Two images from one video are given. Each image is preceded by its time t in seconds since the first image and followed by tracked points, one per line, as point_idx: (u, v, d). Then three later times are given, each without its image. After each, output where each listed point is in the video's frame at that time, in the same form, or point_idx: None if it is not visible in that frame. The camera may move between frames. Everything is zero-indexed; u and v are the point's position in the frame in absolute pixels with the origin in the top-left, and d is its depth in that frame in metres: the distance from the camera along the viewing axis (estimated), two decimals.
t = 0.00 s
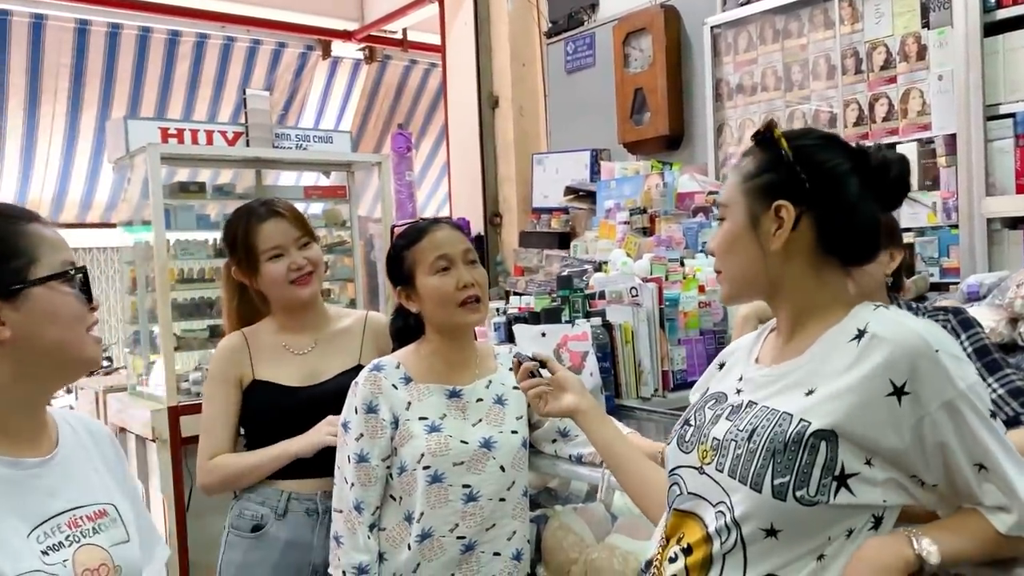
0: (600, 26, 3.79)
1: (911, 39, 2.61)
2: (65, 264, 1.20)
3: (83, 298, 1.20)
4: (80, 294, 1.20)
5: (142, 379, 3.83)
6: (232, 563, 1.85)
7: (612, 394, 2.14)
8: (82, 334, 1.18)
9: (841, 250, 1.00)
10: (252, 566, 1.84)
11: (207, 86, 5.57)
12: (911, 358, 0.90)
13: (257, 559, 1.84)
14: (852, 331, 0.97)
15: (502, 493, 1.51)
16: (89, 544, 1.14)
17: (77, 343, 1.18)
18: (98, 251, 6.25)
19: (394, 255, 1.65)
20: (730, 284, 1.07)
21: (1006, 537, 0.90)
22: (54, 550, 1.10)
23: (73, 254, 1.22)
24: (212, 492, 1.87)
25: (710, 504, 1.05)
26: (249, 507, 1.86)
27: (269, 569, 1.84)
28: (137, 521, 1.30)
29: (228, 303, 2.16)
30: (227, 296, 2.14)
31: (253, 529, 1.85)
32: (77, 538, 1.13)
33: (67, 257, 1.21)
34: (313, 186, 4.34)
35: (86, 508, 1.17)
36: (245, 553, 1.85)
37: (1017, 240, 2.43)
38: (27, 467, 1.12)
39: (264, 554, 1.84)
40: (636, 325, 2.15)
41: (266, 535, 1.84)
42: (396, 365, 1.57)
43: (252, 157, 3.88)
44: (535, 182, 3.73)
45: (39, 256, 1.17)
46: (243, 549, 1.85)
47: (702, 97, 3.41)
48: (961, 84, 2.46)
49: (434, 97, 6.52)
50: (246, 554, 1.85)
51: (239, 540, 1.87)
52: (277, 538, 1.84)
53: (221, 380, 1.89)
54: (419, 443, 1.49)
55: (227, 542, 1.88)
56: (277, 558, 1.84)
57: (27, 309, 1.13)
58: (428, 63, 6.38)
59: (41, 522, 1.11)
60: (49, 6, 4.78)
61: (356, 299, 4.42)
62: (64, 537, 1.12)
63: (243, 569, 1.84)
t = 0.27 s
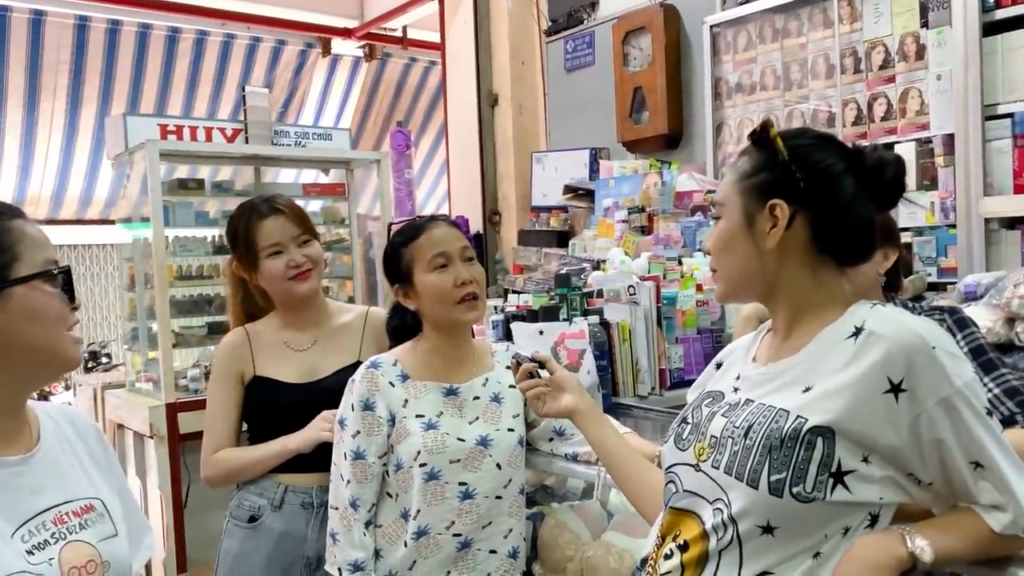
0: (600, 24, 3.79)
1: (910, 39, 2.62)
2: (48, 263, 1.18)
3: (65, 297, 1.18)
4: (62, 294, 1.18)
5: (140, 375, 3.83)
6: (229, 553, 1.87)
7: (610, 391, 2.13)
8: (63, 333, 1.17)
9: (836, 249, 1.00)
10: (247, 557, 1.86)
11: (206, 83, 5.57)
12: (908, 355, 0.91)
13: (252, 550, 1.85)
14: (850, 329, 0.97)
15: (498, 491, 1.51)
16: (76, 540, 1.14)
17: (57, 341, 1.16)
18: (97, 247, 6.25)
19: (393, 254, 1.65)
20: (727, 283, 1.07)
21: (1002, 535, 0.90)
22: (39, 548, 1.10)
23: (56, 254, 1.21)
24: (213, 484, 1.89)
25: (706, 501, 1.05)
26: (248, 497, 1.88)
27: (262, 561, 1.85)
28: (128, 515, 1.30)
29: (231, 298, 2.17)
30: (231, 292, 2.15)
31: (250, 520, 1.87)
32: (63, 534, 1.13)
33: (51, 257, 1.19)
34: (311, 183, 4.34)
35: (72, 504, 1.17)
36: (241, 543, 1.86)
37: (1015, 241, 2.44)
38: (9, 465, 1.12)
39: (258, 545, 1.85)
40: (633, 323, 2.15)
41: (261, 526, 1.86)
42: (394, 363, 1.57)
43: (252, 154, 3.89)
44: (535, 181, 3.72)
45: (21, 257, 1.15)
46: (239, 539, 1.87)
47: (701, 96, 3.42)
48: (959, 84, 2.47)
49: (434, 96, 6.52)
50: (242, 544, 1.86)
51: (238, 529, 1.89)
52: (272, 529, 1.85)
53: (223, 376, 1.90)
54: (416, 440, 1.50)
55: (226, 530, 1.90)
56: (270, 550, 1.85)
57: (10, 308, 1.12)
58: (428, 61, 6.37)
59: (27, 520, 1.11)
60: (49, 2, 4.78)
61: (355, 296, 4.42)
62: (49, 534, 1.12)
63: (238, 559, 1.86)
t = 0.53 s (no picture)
0: (594, 24, 3.80)
1: (901, 41, 2.63)
2: (28, 261, 1.17)
3: (46, 296, 1.18)
4: (43, 293, 1.18)
5: (132, 373, 3.83)
6: (222, 547, 1.88)
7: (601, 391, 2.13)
8: (43, 332, 1.16)
9: (824, 251, 1.00)
10: (237, 553, 1.86)
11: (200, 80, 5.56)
12: (892, 357, 0.91)
13: (243, 546, 1.86)
14: (835, 331, 0.98)
15: (488, 490, 1.52)
16: (63, 536, 1.15)
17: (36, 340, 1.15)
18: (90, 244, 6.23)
19: (386, 252, 1.65)
20: (716, 283, 1.08)
21: (983, 535, 0.91)
22: (28, 545, 1.10)
23: (36, 251, 1.20)
24: (207, 480, 1.90)
25: (691, 501, 1.05)
26: (241, 493, 1.89)
27: (253, 557, 1.85)
28: (109, 511, 1.28)
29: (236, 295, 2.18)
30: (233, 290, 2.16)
31: (242, 516, 1.88)
32: (50, 530, 1.14)
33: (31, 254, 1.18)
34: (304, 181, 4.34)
35: (57, 500, 1.17)
36: (232, 539, 1.88)
37: (1004, 243, 2.48)
38: None
39: (248, 542, 1.86)
40: (625, 323, 2.16)
41: (252, 522, 1.87)
42: (385, 362, 1.58)
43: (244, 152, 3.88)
44: (529, 180, 3.72)
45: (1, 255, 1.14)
46: (231, 534, 1.88)
47: (694, 96, 3.43)
48: (950, 87, 2.49)
49: (427, 94, 6.51)
50: (233, 539, 1.88)
51: (231, 524, 1.91)
52: (262, 526, 1.86)
53: (219, 371, 1.90)
54: (406, 440, 1.50)
55: (220, 525, 1.92)
56: (260, 547, 1.85)
57: None
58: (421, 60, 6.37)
59: (15, 517, 1.11)
60: None
61: (347, 294, 4.42)
62: (37, 531, 1.12)
63: (229, 555, 1.87)
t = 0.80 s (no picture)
0: (582, 24, 3.81)
1: (886, 43, 2.65)
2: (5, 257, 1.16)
3: (23, 292, 1.16)
4: (20, 289, 1.17)
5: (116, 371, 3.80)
6: (205, 544, 1.88)
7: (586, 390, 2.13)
8: (22, 329, 1.15)
9: (803, 252, 1.01)
10: (220, 550, 1.86)
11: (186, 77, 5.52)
12: (869, 358, 0.92)
13: (225, 544, 1.86)
14: (813, 332, 0.98)
15: (472, 489, 1.51)
16: (40, 536, 1.14)
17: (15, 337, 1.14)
18: (74, 241, 6.18)
19: (370, 251, 1.65)
20: (695, 283, 1.08)
21: (959, 534, 0.92)
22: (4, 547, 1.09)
23: (14, 248, 1.19)
24: (194, 477, 1.90)
25: (670, 500, 1.06)
26: (225, 491, 1.88)
27: (235, 556, 1.85)
28: (82, 503, 1.25)
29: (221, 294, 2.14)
30: (223, 287, 2.12)
31: (225, 514, 1.87)
32: (27, 530, 1.13)
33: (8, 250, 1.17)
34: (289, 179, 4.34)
35: (34, 499, 1.16)
36: (215, 537, 1.87)
37: (987, 244, 2.51)
38: None
39: (231, 539, 1.86)
40: (610, 323, 2.16)
41: (235, 521, 1.86)
42: (368, 360, 1.57)
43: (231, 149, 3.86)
44: (516, 180, 3.73)
45: None
46: (215, 531, 1.88)
47: (680, 97, 3.44)
48: (934, 89, 2.52)
49: (415, 92, 6.49)
50: (215, 537, 1.87)
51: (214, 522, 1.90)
52: (244, 525, 1.85)
53: (208, 369, 1.91)
54: (390, 438, 1.50)
55: (204, 522, 1.91)
56: (241, 546, 1.84)
57: None
58: (409, 58, 6.36)
59: None
60: None
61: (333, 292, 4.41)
62: (13, 532, 1.11)
63: (212, 553, 1.87)
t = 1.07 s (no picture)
0: (564, 24, 3.81)
1: (866, 46, 2.69)
2: None
3: None
4: None
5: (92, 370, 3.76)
6: (182, 542, 1.87)
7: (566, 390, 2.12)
8: None
9: (779, 253, 1.01)
10: (198, 549, 1.84)
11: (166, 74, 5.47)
12: (845, 358, 0.92)
13: (204, 543, 1.84)
14: (790, 331, 0.98)
15: (449, 489, 1.50)
16: None
17: None
18: (51, 239, 6.11)
19: (348, 249, 1.63)
20: (671, 281, 1.08)
21: (935, 534, 0.92)
22: None
23: None
24: (175, 476, 1.89)
25: (646, 500, 1.05)
26: (205, 490, 1.86)
27: (212, 555, 1.83)
28: (47, 509, 1.46)
29: (197, 287, 2.08)
30: (205, 275, 2.07)
31: (204, 512, 1.86)
32: None
33: None
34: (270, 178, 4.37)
35: None
36: (193, 535, 1.85)
37: (964, 246, 2.54)
38: None
39: (209, 538, 1.84)
40: (591, 322, 2.16)
41: (214, 519, 1.84)
42: (344, 359, 1.56)
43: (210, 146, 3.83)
44: (498, 179, 3.71)
45: None
46: (192, 530, 1.86)
47: (662, 97, 3.44)
48: (912, 92, 2.55)
49: (398, 91, 6.47)
50: (194, 536, 1.85)
51: (193, 520, 1.89)
52: (223, 524, 1.83)
53: (188, 367, 1.89)
54: (365, 438, 1.48)
55: (182, 521, 1.90)
56: (220, 545, 1.83)
57: None
58: (392, 57, 6.34)
59: None
60: None
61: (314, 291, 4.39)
62: None
63: (191, 551, 1.85)
